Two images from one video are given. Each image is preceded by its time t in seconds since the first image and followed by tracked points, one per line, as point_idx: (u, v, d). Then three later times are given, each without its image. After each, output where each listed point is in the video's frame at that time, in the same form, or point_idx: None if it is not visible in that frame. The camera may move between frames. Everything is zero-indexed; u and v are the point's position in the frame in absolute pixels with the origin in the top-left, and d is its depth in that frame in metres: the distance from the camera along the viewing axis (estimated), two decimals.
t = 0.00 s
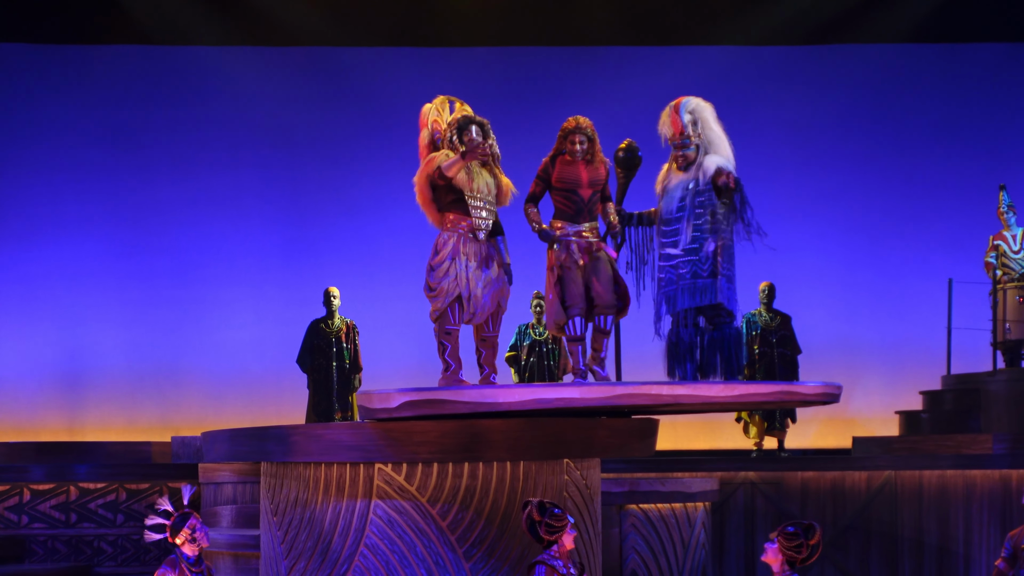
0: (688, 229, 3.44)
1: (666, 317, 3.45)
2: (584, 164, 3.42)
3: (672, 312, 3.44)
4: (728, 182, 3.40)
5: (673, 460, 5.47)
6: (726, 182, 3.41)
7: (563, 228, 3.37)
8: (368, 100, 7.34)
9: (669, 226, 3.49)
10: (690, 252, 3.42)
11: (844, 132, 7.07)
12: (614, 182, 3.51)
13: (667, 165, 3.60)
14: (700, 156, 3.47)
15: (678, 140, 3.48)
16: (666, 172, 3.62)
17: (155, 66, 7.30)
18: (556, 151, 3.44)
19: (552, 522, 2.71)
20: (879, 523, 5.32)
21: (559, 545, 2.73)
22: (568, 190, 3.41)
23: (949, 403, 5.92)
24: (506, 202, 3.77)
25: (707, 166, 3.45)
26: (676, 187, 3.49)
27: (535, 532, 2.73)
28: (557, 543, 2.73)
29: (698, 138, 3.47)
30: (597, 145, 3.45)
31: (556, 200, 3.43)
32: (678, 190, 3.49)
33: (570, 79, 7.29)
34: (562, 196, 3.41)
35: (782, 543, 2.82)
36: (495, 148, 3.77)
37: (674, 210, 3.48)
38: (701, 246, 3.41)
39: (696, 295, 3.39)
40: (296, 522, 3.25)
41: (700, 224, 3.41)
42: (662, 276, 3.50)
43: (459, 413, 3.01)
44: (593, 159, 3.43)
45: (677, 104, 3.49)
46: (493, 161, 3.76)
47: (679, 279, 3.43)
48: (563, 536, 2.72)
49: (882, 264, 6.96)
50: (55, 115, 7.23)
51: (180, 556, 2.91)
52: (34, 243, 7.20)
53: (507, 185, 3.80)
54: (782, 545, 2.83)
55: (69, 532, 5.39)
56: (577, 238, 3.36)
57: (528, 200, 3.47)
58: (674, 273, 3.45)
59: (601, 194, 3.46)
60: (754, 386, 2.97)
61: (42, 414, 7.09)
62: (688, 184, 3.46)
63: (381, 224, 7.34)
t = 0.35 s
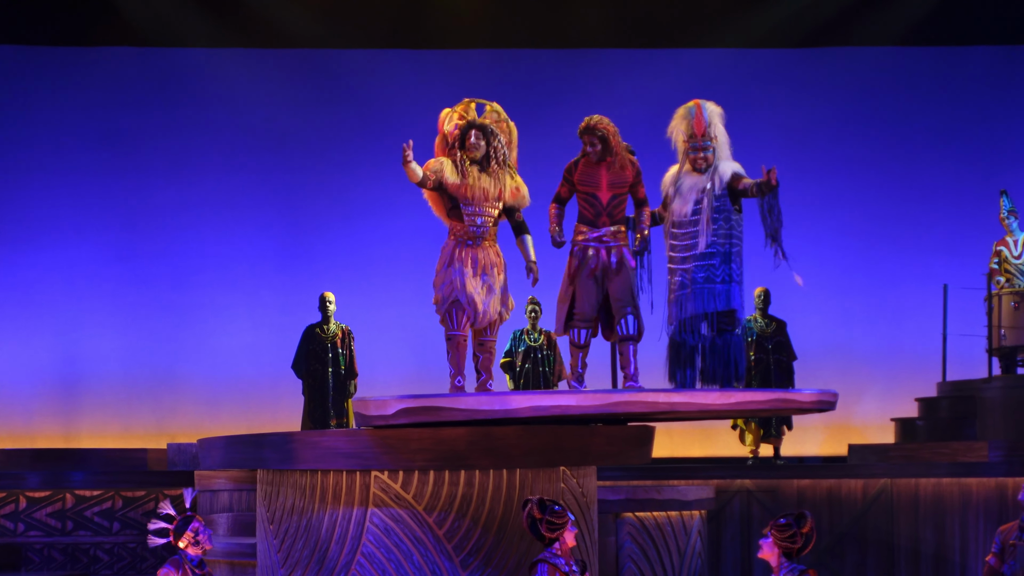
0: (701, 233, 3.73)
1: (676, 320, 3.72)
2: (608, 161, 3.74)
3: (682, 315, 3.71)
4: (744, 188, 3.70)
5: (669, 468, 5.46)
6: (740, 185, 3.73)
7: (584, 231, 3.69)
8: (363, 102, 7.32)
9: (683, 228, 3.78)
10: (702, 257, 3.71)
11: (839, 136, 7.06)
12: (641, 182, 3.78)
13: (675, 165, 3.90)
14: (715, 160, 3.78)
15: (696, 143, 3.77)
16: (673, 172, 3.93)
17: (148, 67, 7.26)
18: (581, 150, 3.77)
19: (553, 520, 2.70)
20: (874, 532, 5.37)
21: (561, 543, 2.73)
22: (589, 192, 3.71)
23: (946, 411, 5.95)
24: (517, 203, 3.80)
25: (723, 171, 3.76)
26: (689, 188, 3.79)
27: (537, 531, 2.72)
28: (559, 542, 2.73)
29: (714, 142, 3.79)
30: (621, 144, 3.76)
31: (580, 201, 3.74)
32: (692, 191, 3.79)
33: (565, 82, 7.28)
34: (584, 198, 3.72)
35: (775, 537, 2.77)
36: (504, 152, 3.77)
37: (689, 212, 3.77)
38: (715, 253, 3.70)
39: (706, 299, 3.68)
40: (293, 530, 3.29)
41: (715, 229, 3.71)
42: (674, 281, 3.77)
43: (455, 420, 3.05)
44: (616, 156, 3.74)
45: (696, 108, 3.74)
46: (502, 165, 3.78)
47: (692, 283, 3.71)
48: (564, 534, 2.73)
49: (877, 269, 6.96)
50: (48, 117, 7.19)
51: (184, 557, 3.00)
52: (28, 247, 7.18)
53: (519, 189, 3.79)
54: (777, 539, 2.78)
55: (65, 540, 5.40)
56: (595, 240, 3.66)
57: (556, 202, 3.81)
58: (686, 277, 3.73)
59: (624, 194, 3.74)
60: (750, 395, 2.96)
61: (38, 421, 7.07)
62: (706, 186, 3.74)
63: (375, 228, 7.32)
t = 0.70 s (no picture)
0: (711, 237, 3.92)
1: (684, 321, 3.91)
2: (615, 155, 3.89)
3: (691, 317, 3.89)
4: (753, 192, 3.94)
5: (661, 473, 5.45)
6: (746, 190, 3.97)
7: (590, 226, 3.83)
8: (358, 106, 7.33)
9: (693, 232, 3.95)
10: (711, 261, 3.90)
11: (832, 142, 7.08)
12: (650, 178, 3.92)
13: (680, 170, 4.08)
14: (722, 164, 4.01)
15: (706, 146, 3.98)
16: (677, 177, 4.11)
17: (143, 71, 7.27)
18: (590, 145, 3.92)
19: (538, 519, 2.68)
20: (865, 537, 5.34)
21: (547, 543, 2.71)
22: (596, 187, 3.88)
23: (937, 416, 5.93)
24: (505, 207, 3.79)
25: (730, 176, 3.99)
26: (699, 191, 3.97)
27: (521, 531, 2.70)
28: (545, 542, 2.71)
29: (720, 147, 4.02)
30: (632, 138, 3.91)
31: (588, 196, 3.91)
32: (701, 194, 3.97)
33: (560, 86, 7.30)
34: (591, 191, 3.89)
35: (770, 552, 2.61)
36: (492, 156, 3.79)
37: (698, 215, 3.95)
38: (724, 258, 3.90)
39: (715, 303, 3.85)
40: (284, 533, 3.32)
41: (725, 233, 3.91)
42: (681, 284, 3.96)
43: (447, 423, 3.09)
44: (623, 150, 3.89)
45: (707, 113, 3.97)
46: (490, 169, 3.80)
47: (702, 286, 3.88)
48: (549, 534, 2.70)
49: (871, 275, 6.97)
50: (43, 121, 7.21)
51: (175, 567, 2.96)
52: (22, 250, 7.18)
53: (507, 192, 3.78)
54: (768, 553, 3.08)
55: (56, 543, 5.38)
56: (601, 235, 3.81)
57: (568, 201, 3.93)
58: (696, 279, 3.90)
59: (631, 188, 3.90)
60: (744, 398, 3.09)
61: (29, 424, 7.06)
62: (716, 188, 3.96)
63: (369, 232, 7.33)
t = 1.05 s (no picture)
0: (706, 240, 3.95)
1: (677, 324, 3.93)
2: (607, 158, 3.91)
3: (685, 319, 3.91)
4: (751, 200, 4.00)
5: (650, 478, 5.45)
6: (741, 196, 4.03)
7: (584, 230, 3.85)
8: (349, 111, 7.35)
9: (688, 235, 3.97)
10: (706, 264, 3.93)
11: (821, 148, 7.11)
12: (640, 181, 3.94)
13: (673, 176, 4.13)
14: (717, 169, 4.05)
15: (702, 150, 4.02)
16: (669, 183, 4.16)
17: (133, 76, 7.28)
18: (585, 146, 3.95)
19: (497, 488, 2.97)
20: (854, 542, 5.42)
21: (507, 513, 3.02)
22: (589, 189, 3.88)
23: (926, 421, 5.91)
24: (482, 212, 3.88)
25: (725, 182, 4.04)
26: (695, 195, 4.00)
27: (482, 499, 3.00)
28: (506, 512, 3.02)
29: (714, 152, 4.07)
30: (621, 142, 3.95)
31: (580, 198, 3.90)
32: (697, 197, 4.00)
33: (549, 92, 7.31)
34: (584, 194, 3.88)
35: (788, 484, 3.55)
36: (469, 161, 3.92)
37: (694, 218, 3.97)
38: (719, 262, 3.93)
39: (709, 307, 3.88)
40: (272, 539, 3.62)
41: (722, 238, 3.95)
42: (674, 286, 3.97)
43: (436, 429, 3.31)
44: (616, 153, 3.94)
45: (702, 120, 4.04)
46: (467, 174, 3.92)
47: (695, 289, 3.91)
48: (511, 505, 3.00)
49: (859, 281, 6.99)
50: (33, 126, 7.21)
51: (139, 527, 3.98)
52: (10, 255, 7.15)
53: (483, 197, 3.88)
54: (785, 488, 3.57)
55: (44, 549, 5.36)
56: (594, 239, 3.82)
57: (557, 206, 3.92)
58: (690, 282, 3.93)
59: (623, 191, 3.90)
60: (731, 404, 3.23)
61: (17, 429, 7.03)
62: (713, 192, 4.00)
63: (359, 238, 7.35)
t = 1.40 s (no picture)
0: (694, 243, 3.98)
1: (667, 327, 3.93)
2: (598, 160, 3.93)
3: (674, 322, 3.92)
4: (739, 208, 4.06)
5: (641, 480, 5.46)
6: (728, 201, 4.08)
7: (574, 232, 3.86)
8: (342, 115, 7.36)
9: (675, 238, 4.00)
10: (693, 267, 3.95)
11: (814, 151, 7.12)
12: (630, 184, 3.94)
13: (659, 181, 4.16)
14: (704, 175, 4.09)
15: (688, 156, 4.07)
16: (655, 187, 4.18)
17: (125, 79, 7.29)
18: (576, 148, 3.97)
19: (476, 490, 2.99)
20: (845, 544, 5.35)
21: (490, 514, 3.02)
22: (579, 190, 3.89)
23: (916, 424, 5.98)
24: (467, 212, 3.90)
25: (712, 186, 4.09)
26: (682, 198, 4.04)
27: (463, 501, 3.02)
28: (488, 512, 3.02)
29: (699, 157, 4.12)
30: (612, 144, 3.96)
31: (569, 199, 3.90)
32: (684, 200, 4.04)
33: (542, 95, 7.33)
34: (574, 196, 3.89)
35: (796, 480, 3.48)
36: (452, 165, 3.94)
37: (682, 221, 4.01)
38: (706, 263, 3.95)
39: (697, 308, 3.90)
40: (263, 541, 3.59)
41: (709, 240, 3.98)
42: (663, 289, 3.98)
43: (427, 431, 3.28)
44: (607, 155, 3.95)
45: (690, 125, 4.08)
46: (451, 178, 3.94)
47: (683, 291, 3.93)
48: (490, 506, 3.00)
49: (850, 284, 7.00)
50: (24, 129, 7.21)
51: (113, 515, 3.73)
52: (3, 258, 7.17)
53: (467, 199, 3.90)
54: (793, 485, 3.51)
55: (34, 551, 5.32)
56: (585, 242, 3.83)
57: (546, 209, 3.92)
58: (677, 285, 3.94)
59: (613, 193, 3.91)
60: (721, 406, 3.23)
61: (8, 431, 7.02)
62: (700, 196, 4.03)
63: (352, 241, 7.37)
